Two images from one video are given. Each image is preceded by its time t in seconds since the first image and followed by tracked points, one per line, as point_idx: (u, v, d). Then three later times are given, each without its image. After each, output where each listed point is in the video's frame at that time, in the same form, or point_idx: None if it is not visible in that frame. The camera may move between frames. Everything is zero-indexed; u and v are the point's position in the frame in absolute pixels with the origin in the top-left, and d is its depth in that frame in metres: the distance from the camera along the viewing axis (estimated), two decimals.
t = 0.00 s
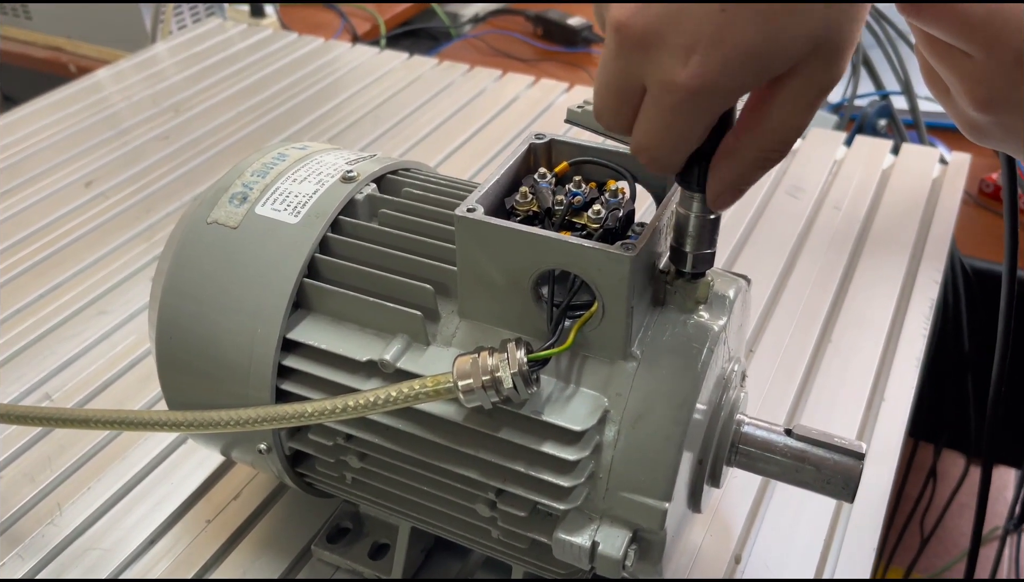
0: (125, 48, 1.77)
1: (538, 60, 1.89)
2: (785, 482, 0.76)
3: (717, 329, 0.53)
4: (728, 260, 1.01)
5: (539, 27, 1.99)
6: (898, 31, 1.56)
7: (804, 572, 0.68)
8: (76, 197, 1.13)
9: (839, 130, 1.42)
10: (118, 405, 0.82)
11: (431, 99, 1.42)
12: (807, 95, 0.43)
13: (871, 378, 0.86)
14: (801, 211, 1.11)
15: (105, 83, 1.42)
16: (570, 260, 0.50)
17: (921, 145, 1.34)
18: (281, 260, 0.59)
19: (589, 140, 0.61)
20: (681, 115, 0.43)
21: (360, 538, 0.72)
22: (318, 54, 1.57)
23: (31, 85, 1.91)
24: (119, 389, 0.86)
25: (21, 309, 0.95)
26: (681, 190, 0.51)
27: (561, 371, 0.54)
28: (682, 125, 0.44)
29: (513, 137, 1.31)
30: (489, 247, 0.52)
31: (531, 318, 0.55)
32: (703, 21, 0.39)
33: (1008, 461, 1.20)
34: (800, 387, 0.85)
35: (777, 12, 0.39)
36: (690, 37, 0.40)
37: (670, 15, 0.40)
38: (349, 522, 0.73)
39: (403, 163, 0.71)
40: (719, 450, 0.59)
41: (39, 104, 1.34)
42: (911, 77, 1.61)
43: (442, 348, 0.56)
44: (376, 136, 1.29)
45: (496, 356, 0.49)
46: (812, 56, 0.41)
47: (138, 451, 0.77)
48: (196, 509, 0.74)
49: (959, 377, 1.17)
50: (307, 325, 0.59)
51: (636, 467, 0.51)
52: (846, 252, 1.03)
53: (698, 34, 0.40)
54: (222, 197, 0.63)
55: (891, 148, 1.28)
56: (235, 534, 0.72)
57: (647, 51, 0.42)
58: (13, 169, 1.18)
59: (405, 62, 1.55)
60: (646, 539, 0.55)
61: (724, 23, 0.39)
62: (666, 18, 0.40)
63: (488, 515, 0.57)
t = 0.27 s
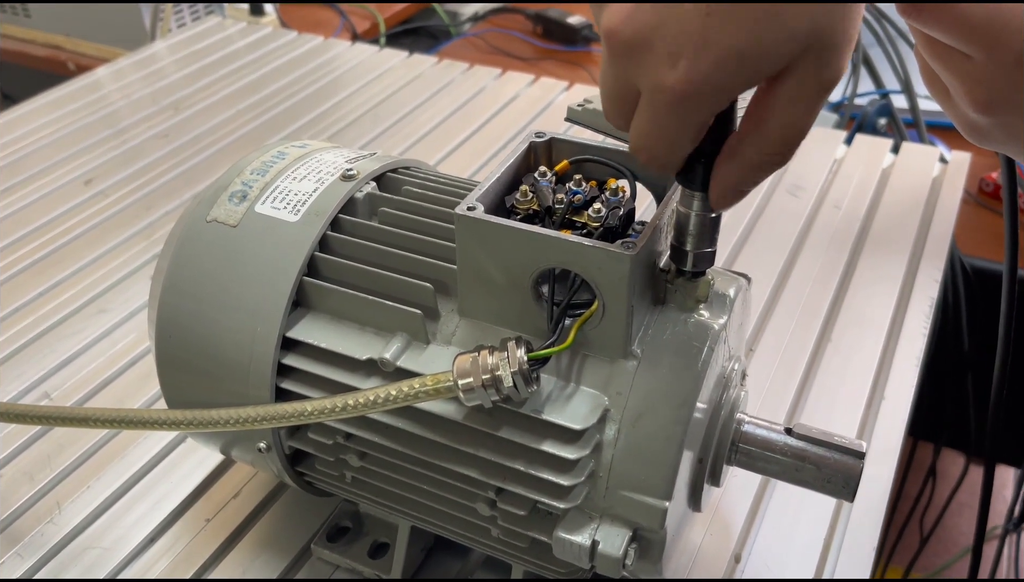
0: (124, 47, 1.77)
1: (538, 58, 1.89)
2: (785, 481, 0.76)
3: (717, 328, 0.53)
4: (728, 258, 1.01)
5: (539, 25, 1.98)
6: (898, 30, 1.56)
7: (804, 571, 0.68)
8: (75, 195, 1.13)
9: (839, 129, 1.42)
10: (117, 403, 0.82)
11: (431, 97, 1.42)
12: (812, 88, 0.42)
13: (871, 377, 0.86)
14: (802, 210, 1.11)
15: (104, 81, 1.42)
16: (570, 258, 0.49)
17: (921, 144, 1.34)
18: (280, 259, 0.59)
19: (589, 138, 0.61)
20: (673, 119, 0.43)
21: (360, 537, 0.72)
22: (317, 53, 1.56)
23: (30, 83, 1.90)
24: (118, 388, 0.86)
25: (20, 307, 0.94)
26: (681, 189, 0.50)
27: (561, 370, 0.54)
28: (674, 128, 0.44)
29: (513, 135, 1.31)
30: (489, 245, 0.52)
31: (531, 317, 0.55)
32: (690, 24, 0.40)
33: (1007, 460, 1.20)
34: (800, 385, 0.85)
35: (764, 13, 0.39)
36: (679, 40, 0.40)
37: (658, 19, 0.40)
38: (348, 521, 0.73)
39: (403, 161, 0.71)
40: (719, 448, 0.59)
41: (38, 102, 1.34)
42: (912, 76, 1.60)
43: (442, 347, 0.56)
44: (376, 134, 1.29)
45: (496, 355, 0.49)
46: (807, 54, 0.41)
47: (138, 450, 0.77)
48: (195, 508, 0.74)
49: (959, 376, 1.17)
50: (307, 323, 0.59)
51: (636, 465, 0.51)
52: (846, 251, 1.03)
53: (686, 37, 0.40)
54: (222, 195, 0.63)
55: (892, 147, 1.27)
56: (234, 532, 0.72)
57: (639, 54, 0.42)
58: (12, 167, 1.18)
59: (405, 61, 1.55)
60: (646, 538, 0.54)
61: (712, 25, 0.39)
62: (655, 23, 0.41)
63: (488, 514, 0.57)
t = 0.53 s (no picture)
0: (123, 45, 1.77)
1: (538, 57, 1.89)
2: (784, 479, 0.76)
3: (718, 326, 0.53)
4: (727, 257, 1.01)
5: (538, 24, 1.98)
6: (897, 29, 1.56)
7: (804, 569, 0.68)
8: (74, 194, 1.13)
9: (839, 128, 1.42)
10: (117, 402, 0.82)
11: (430, 96, 1.42)
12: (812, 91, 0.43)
13: (870, 375, 0.86)
14: (801, 208, 1.11)
15: (104, 80, 1.42)
16: (570, 257, 0.49)
17: (921, 142, 1.34)
18: (280, 257, 0.59)
19: (589, 137, 0.61)
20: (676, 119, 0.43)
21: (359, 535, 0.72)
22: (317, 51, 1.56)
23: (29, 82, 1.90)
24: (117, 386, 0.86)
25: (19, 306, 0.94)
26: (682, 187, 0.50)
27: (561, 368, 0.54)
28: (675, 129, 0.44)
29: (512, 134, 1.31)
30: (489, 243, 0.52)
31: (531, 315, 0.55)
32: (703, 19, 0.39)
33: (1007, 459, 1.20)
34: (799, 384, 0.85)
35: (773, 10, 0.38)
36: (688, 37, 0.40)
37: (667, 17, 0.40)
38: (348, 519, 0.73)
39: (403, 159, 0.71)
40: (719, 447, 0.59)
41: (38, 101, 1.34)
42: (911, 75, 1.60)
43: (441, 345, 0.56)
44: (376, 133, 1.29)
45: (496, 353, 0.49)
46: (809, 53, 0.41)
47: (137, 448, 0.77)
48: (195, 506, 0.74)
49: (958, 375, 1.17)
50: (306, 322, 0.59)
51: (636, 463, 0.51)
52: (845, 250, 1.03)
53: (696, 33, 0.40)
54: (221, 194, 0.63)
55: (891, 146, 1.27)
56: (234, 531, 0.72)
57: (645, 56, 0.42)
58: (11, 165, 1.18)
59: (404, 59, 1.55)
60: (646, 536, 0.55)
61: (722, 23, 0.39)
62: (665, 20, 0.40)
63: (488, 512, 0.57)
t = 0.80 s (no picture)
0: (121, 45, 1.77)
1: (536, 56, 1.89)
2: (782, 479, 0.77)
3: (715, 325, 0.53)
4: (726, 256, 1.01)
5: (537, 24, 1.98)
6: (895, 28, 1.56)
7: (802, 568, 0.68)
8: (72, 194, 1.13)
9: (837, 127, 1.42)
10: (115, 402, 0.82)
11: (429, 95, 1.42)
12: (812, 98, 0.44)
13: (869, 374, 0.86)
14: (800, 207, 1.11)
15: (102, 79, 1.42)
16: (568, 256, 0.49)
17: (919, 141, 1.34)
18: (278, 257, 0.59)
19: (587, 136, 0.61)
20: (687, 129, 0.43)
21: (358, 535, 0.72)
22: (315, 51, 1.56)
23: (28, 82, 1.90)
24: (115, 386, 0.86)
25: (16, 306, 0.94)
26: (680, 187, 0.50)
27: (559, 368, 0.54)
28: (687, 139, 0.43)
29: (511, 133, 1.31)
30: (487, 243, 0.52)
31: (528, 315, 0.55)
32: (714, 29, 0.39)
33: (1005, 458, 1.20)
34: (797, 383, 0.85)
35: (783, 17, 0.38)
36: (699, 48, 0.39)
37: (676, 26, 0.39)
38: (346, 519, 0.73)
39: (401, 159, 0.71)
40: (716, 446, 0.59)
41: (36, 100, 1.34)
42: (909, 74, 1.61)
43: (439, 345, 0.56)
44: (374, 132, 1.29)
45: (494, 353, 0.49)
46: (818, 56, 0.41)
47: (136, 448, 0.77)
48: (193, 506, 0.74)
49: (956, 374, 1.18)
50: (304, 322, 0.59)
51: (634, 463, 0.51)
52: (843, 249, 1.03)
53: (706, 42, 0.39)
54: (219, 193, 0.63)
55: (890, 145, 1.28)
56: (232, 531, 0.72)
57: (653, 63, 0.41)
58: (10, 165, 1.18)
59: (403, 59, 1.55)
60: (644, 535, 0.55)
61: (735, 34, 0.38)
62: (676, 31, 0.40)
63: (486, 512, 0.57)
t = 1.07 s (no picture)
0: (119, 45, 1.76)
1: (535, 56, 1.88)
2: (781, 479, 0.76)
3: (714, 326, 0.53)
4: (724, 256, 1.01)
5: (536, 23, 1.98)
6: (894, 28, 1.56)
7: (801, 568, 0.68)
8: (70, 194, 1.12)
9: (836, 127, 1.42)
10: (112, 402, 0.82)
11: (427, 95, 1.41)
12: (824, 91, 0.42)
13: (868, 374, 0.86)
14: (799, 207, 1.11)
15: (100, 79, 1.42)
16: (566, 256, 0.49)
17: (917, 141, 1.34)
18: (275, 257, 0.59)
19: (585, 136, 0.60)
20: (708, 137, 0.42)
21: (355, 536, 0.71)
22: (314, 50, 1.56)
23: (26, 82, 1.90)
24: (113, 386, 0.86)
25: (13, 306, 0.94)
26: (678, 187, 0.50)
27: (557, 368, 0.54)
28: (703, 136, 0.42)
29: (510, 133, 1.31)
30: (484, 242, 0.52)
31: (526, 315, 0.54)
32: (708, 24, 0.38)
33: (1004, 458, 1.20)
34: (796, 383, 0.85)
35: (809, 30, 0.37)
36: (725, 57, 0.39)
37: (705, 37, 0.38)
38: (344, 520, 0.73)
39: (399, 158, 0.71)
40: (715, 447, 0.59)
41: (34, 100, 1.34)
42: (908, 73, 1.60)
43: (437, 345, 0.56)
44: (373, 132, 1.29)
45: (491, 353, 0.49)
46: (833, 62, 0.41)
47: (133, 448, 0.77)
48: (191, 506, 0.74)
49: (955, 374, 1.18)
50: (301, 321, 0.59)
51: (632, 463, 0.51)
52: (842, 249, 1.03)
53: (735, 56, 0.38)
54: (216, 193, 0.63)
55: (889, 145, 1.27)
56: (230, 531, 0.72)
57: (679, 72, 0.40)
58: (7, 165, 1.18)
59: (401, 58, 1.55)
60: (642, 536, 0.54)
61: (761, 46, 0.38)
62: (671, 31, 0.39)
63: (484, 512, 0.56)
